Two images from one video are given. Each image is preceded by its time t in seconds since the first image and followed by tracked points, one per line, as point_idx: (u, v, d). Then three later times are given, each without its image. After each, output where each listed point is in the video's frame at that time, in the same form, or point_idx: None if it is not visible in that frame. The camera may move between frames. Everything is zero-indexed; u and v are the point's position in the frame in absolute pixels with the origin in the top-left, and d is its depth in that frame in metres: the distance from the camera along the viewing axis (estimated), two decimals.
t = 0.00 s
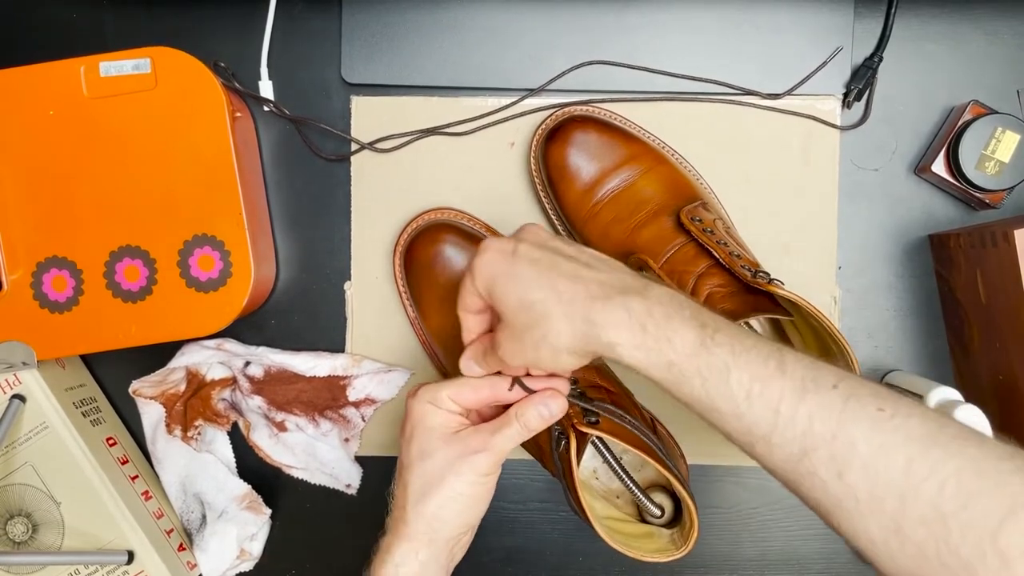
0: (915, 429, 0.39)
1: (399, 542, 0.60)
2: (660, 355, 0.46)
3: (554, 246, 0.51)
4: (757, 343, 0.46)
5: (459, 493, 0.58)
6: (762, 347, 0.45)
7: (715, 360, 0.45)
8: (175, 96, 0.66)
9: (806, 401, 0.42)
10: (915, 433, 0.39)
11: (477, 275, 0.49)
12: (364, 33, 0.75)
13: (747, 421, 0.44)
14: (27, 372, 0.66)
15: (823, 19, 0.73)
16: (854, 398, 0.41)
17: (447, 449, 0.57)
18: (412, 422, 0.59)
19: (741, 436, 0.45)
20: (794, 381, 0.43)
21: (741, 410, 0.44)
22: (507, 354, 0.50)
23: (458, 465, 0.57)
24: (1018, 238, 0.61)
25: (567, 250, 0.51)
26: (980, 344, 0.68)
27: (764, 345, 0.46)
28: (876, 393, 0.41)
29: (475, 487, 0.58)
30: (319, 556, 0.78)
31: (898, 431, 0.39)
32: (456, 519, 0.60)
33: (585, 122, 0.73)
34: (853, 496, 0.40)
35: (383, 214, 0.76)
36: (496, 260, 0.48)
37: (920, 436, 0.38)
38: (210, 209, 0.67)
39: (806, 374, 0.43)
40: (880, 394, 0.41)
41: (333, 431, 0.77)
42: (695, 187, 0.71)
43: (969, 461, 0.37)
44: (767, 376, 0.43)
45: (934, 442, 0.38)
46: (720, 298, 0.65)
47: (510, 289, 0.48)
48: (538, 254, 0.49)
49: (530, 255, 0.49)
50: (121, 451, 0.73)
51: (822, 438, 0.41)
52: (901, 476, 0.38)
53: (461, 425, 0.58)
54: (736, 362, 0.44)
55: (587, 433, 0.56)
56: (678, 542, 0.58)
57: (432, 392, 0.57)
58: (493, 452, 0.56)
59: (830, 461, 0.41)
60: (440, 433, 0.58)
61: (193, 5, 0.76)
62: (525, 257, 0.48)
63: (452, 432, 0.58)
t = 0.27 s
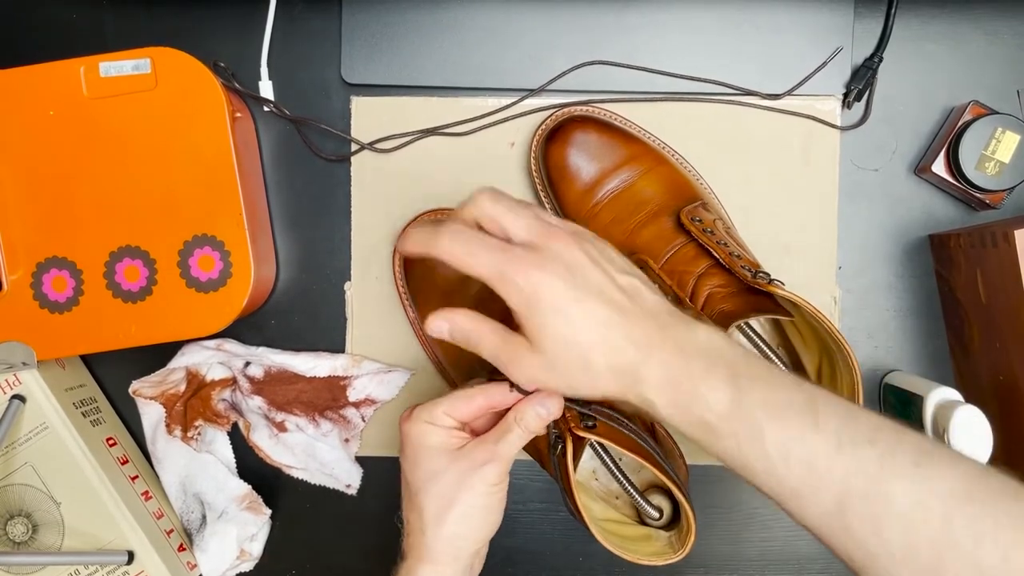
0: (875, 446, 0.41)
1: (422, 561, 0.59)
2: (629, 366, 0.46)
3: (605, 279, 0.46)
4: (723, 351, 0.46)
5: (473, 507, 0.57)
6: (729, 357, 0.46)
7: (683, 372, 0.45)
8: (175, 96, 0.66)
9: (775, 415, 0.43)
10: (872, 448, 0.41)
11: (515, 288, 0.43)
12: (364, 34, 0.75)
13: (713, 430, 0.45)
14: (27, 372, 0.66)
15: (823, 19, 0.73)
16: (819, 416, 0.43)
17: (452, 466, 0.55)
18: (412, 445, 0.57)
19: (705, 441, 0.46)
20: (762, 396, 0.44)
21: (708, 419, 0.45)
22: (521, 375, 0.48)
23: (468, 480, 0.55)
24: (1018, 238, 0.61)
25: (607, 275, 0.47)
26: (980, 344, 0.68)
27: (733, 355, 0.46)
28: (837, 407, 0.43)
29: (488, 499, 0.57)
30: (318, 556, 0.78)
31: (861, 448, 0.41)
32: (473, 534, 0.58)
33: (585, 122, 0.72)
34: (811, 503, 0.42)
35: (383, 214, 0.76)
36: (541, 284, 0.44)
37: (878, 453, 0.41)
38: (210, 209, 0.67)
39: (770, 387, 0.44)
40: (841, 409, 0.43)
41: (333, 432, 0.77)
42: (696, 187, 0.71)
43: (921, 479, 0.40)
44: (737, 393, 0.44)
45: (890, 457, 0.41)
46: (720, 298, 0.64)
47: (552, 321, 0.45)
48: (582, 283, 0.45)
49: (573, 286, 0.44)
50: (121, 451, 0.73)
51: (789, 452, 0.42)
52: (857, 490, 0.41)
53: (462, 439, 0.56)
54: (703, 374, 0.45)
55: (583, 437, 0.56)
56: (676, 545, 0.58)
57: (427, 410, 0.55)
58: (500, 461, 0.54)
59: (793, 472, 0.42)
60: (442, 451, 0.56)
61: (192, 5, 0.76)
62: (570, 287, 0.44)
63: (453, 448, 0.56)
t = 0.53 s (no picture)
0: (884, 475, 0.43)
1: None
2: (663, 405, 0.46)
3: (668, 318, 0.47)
4: (743, 377, 0.46)
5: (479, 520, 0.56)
6: (749, 382, 0.46)
7: (709, 403, 0.46)
8: (175, 96, 0.66)
9: (792, 437, 0.44)
10: (881, 476, 0.43)
11: (590, 338, 0.45)
12: (364, 34, 0.75)
13: (729, 447, 0.46)
14: (27, 373, 0.66)
15: (823, 19, 0.73)
16: (834, 441, 0.44)
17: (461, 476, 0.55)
18: (415, 455, 0.55)
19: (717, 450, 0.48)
20: (780, 418, 0.45)
21: (726, 439, 0.46)
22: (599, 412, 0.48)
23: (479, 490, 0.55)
24: (1019, 238, 0.61)
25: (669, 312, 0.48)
26: (980, 343, 0.68)
27: (751, 377, 0.47)
28: (850, 430, 0.45)
29: (493, 510, 0.56)
30: (318, 556, 0.78)
31: (871, 475, 0.43)
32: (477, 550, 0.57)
33: (585, 122, 0.73)
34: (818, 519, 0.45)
35: (383, 214, 0.76)
36: (618, 334, 0.45)
37: (887, 482, 0.43)
38: (210, 210, 0.67)
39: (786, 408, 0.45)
40: (854, 434, 0.44)
41: (333, 432, 0.77)
42: (696, 187, 0.71)
43: (923, 508, 0.42)
44: (760, 419, 0.45)
45: (897, 486, 0.42)
46: (720, 297, 0.63)
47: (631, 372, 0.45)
48: (652, 326, 0.46)
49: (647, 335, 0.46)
50: (121, 452, 0.73)
51: (803, 474, 0.44)
52: (863, 509, 0.43)
53: (466, 448, 0.55)
54: (728, 401, 0.46)
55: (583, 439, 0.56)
56: (675, 546, 0.58)
57: (428, 419, 0.54)
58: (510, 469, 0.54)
59: (804, 492, 0.45)
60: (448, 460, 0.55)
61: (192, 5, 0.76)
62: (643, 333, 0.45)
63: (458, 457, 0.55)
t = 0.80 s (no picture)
0: (854, 463, 0.47)
1: None
2: (642, 387, 0.50)
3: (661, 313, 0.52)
4: (722, 374, 0.51)
5: (462, 532, 0.55)
6: (727, 377, 0.51)
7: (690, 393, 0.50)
8: (175, 96, 0.66)
9: (767, 426, 0.49)
10: (852, 464, 0.47)
11: (580, 319, 0.50)
12: (364, 34, 0.75)
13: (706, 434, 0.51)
14: (27, 372, 0.65)
15: (823, 19, 0.73)
16: (806, 432, 0.49)
17: (439, 489, 0.55)
18: (393, 471, 0.56)
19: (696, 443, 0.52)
20: (755, 408, 0.50)
21: (705, 429, 0.50)
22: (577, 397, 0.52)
23: (460, 504, 0.54)
24: (1018, 238, 0.61)
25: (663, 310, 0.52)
26: (980, 343, 0.68)
27: (728, 374, 0.52)
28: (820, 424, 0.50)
29: (478, 522, 0.55)
30: (318, 556, 0.78)
31: (843, 461, 0.48)
32: (465, 561, 0.56)
33: (585, 122, 0.73)
34: (788, 507, 0.49)
35: (383, 214, 0.76)
36: (606, 314, 0.49)
37: (856, 469, 0.47)
38: (210, 209, 0.67)
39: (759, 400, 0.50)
40: (823, 428, 0.50)
41: (333, 432, 0.77)
42: (696, 187, 0.71)
43: (893, 493, 0.46)
44: (737, 407, 0.50)
45: (867, 473, 0.47)
46: (720, 298, 0.63)
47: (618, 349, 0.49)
48: (646, 316, 0.50)
49: (640, 321, 0.50)
50: (121, 451, 0.73)
51: (777, 459, 0.49)
52: (834, 495, 0.47)
53: (443, 461, 0.57)
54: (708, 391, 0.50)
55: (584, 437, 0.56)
56: (676, 546, 0.58)
57: (400, 429, 0.56)
58: (492, 476, 0.55)
59: (779, 478, 0.49)
60: (425, 475, 0.56)
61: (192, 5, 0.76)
62: (635, 321, 0.50)
63: (436, 470, 0.56)
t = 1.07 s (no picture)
0: (865, 471, 0.46)
1: None
2: (648, 405, 0.51)
3: (666, 328, 0.52)
4: (730, 381, 0.50)
5: (478, 539, 0.54)
6: (734, 388, 0.50)
7: (698, 408, 0.50)
8: (175, 96, 0.66)
9: (776, 438, 0.48)
10: (863, 473, 0.46)
11: (584, 342, 0.50)
12: (364, 34, 0.75)
13: (716, 449, 0.50)
14: (27, 372, 0.65)
15: (823, 19, 0.73)
16: (816, 441, 0.47)
17: (449, 507, 0.54)
18: (399, 502, 0.55)
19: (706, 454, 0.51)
20: (763, 419, 0.48)
21: (712, 442, 0.50)
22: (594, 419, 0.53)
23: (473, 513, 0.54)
24: (1018, 238, 0.61)
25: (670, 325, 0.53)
26: (980, 343, 0.68)
27: (736, 383, 0.50)
28: (831, 431, 0.48)
29: (493, 526, 0.55)
30: (319, 555, 0.78)
31: (853, 471, 0.46)
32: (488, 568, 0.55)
33: (585, 122, 0.73)
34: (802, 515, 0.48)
35: (383, 214, 0.76)
36: (608, 334, 0.50)
37: (868, 478, 0.46)
38: (210, 209, 0.67)
39: (770, 409, 0.49)
40: (836, 435, 0.48)
41: (333, 431, 0.77)
42: (696, 187, 0.71)
43: (904, 502, 0.44)
44: (744, 420, 0.49)
45: (877, 482, 0.45)
46: (720, 297, 0.63)
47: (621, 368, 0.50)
48: (646, 332, 0.51)
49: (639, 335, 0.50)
50: (121, 451, 0.73)
51: (787, 472, 0.47)
52: (844, 504, 0.46)
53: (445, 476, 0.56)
54: (713, 404, 0.50)
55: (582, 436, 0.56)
56: (676, 545, 0.58)
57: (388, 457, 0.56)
58: (497, 478, 0.54)
59: (789, 488, 0.48)
60: (430, 493, 0.55)
61: (193, 5, 0.76)
62: (635, 337, 0.50)
63: (440, 487, 0.55)
